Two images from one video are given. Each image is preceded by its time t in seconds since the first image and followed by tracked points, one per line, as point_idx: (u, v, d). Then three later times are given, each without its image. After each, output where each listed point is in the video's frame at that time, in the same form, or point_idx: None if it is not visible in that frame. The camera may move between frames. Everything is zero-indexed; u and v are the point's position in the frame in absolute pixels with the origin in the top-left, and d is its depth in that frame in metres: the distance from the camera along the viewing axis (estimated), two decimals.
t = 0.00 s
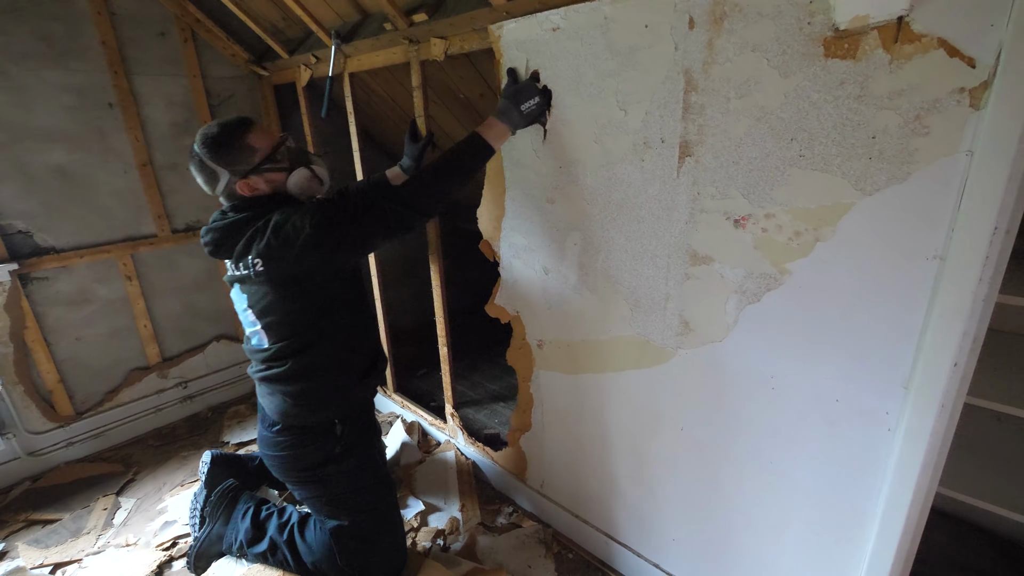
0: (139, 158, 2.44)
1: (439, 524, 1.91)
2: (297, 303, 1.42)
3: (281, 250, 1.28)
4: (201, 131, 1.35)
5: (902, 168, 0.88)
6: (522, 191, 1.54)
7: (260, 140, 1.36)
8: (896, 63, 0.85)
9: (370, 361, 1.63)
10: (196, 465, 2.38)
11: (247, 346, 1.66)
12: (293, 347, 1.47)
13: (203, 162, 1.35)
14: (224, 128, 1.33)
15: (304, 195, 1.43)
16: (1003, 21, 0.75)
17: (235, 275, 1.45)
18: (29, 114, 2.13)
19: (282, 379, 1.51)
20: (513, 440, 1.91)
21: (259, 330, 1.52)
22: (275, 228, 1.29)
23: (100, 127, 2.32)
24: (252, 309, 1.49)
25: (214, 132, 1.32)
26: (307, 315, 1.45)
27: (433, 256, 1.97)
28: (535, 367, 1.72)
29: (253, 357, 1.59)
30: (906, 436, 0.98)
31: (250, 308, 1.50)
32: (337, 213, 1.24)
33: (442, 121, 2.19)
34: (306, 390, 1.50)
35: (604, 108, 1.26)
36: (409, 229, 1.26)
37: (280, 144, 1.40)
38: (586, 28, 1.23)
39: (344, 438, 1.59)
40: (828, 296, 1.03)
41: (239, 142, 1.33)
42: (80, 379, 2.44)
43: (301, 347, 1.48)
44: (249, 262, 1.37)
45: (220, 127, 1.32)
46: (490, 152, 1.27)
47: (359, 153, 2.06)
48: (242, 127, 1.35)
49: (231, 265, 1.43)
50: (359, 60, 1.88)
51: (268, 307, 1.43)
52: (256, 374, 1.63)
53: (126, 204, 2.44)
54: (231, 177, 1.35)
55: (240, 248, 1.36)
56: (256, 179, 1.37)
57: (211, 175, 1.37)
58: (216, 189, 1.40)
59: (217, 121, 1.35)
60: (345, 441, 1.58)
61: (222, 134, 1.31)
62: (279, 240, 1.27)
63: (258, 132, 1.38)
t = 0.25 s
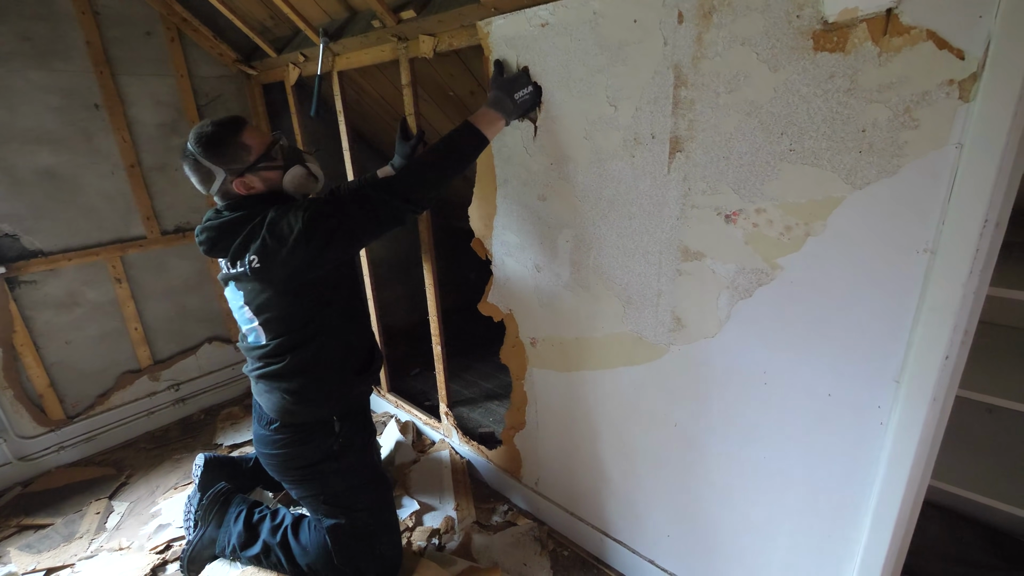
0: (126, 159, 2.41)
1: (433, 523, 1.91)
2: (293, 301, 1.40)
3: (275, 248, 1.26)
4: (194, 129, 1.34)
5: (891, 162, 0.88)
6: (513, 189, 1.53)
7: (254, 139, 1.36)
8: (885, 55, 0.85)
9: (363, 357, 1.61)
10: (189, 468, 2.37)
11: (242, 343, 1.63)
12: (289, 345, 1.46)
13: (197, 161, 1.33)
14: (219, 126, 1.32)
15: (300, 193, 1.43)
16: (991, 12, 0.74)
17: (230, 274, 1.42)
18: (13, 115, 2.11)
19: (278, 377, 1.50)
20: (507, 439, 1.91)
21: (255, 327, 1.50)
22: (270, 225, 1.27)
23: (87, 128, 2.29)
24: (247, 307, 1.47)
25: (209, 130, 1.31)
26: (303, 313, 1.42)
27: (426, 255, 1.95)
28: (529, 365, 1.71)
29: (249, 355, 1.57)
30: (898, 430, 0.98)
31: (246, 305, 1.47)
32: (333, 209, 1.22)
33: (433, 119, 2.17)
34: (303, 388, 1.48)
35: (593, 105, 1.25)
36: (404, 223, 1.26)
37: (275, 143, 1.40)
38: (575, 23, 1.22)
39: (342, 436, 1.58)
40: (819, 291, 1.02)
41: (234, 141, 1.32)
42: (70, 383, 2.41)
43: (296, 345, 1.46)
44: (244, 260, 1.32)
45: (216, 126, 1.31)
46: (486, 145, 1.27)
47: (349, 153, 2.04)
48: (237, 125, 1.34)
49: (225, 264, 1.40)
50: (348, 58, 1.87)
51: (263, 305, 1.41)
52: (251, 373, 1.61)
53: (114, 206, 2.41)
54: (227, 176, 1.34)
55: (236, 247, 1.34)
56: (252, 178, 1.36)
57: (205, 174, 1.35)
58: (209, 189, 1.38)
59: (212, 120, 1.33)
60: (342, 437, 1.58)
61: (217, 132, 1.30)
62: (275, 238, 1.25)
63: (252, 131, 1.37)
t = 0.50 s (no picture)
0: (121, 158, 2.40)
1: (430, 523, 1.90)
2: (299, 301, 1.39)
3: (286, 246, 1.27)
4: (196, 133, 1.32)
5: (888, 158, 0.87)
6: (509, 187, 1.52)
7: (257, 139, 1.35)
8: (881, 51, 0.84)
9: (362, 359, 1.62)
10: (186, 468, 2.36)
11: (242, 341, 1.63)
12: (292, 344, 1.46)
13: (202, 165, 1.33)
14: (221, 129, 1.31)
15: (308, 189, 1.43)
16: (987, 7, 0.74)
17: (236, 271, 1.42)
18: (7, 115, 2.09)
19: (279, 376, 1.49)
20: (505, 437, 1.90)
21: (258, 325, 1.49)
22: (282, 223, 1.28)
23: (81, 127, 2.28)
24: (250, 304, 1.47)
25: (212, 133, 1.30)
26: (308, 312, 1.42)
27: (423, 253, 1.95)
28: (526, 364, 1.71)
29: (249, 354, 1.56)
30: (896, 427, 0.98)
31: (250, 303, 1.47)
32: (345, 209, 1.23)
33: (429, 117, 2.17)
34: (304, 387, 1.48)
35: (589, 102, 1.25)
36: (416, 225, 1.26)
37: (277, 141, 1.39)
38: (570, 20, 1.21)
39: (338, 434, 1.59)
40: (816, 288, 1.02)
41: (238, 143, 1.31)
42: (66, 384, 2.40)
43: (299, 344, 1.46)
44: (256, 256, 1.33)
45: (217, 128, 1.30)
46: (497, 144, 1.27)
47: (345, 151, 2.04)
48: (239, 126, 1.33)
49: (233, 260, 1.41)
50: (343, 57, 1.86)
51: (267, 303, 1.40)
52: (250, 373, 1.60)
53: (109, 206, 2.40)
54: (234, 178, 1.34)
55: (247, 243, 1.35)
56: (259, 178, 1.36)
57: (212, 178, 1.34)
58: (216, 191, 1.38)
59: (214, 122, 1.32)
60: (340, 436, 1.59)
61: (221, 135, 1.29)
62: (286, 236, 1.26)
63: (254, 131, 1.36)
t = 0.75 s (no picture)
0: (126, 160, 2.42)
1: (432, 525, 1.90)
2: (267, 306, 1.38)
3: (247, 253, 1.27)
4: (139, 135, 1.29)
5: (893, 158, 0.86)
6: (511, 188, 1.52)
7: (205, 142, 1.31)
8: (885, 51, 0.83)
9: (348, 359, 1.59)
10: (189, 468, 2.37)
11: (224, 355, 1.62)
12: (267, 352, 1.44)
13: (145, 169, 1.29)
14: (165, 131, 1.27)
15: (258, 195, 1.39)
16: (993, 6, 0.72)
17: (200, 284, 1.40)
18: (14, 118, 2.11)
19: (259, 384, 1.48)
20: (506, 439, 1.90)
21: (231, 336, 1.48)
22: (236, 230, 1.27)
23: (87, 130, 2.29)
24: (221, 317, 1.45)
25: (154, 136, 1.26)
26: (277, 318, 1.41)
27: (424, 254, 1.94)
28: (528, 366, 1.70)
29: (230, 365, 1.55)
30: (904, 431, 0.96)
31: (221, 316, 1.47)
32: (304, 212, 1.21)
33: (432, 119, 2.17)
34: (286, 393, 1.47)
35: (590, 103, 1.24)
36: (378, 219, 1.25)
37: (226, 144, 1.35)
38: (571, 21, 1.21)
39: (331, 440, 1.57)
40: (822, 289, 1.00)
41: (182, 145, 1.27)
42: (71, 384, 2.42)
43: (275, 350, 1.44)
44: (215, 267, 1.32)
45: (160, 131, 1.26)
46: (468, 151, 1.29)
47: (347, 153, 2.04)
48: (184, 128, 1.29)
49: (195, 274, 1.38)
50: (345, 59, 1.86)
51: (237, 314, 1.39)
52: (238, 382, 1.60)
53: (115, 207, 2.42)
54: (177, 184, 1.30)
55: (202, 257, 1.33)
56: (205, 183, 1.32)
57: (155, 182, 1.31)
58: (160, 197, 1.34)
59: (158, 124, 1.28)
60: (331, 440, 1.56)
61: (163, 137, 1.25)
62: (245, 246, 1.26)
63: (202, 133, 1.32)
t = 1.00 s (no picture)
0: (147, 164, 2.47)
1: (441, 528, 1.90)
2: (293, 303, 1.40)
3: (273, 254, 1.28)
4: (181, 137, 1.34)
5: (914, 162, 0.85)
6: (523, 192, 1.52)
7: (241, 144, 1.35)
8: (905, 53, 0.82)
9: (373, 360, 1.60)
10: (204, 467, 2.40)
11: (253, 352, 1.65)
12: (293, 350, 1.46)
13: (186, 169, 1.34)
14: (204, 133, 1.31)
15: (291, 197, 1.43)
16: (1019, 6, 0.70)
17: (231, 282, 1.44)
18: (41, 124, 2.17)
19: (285, 381, 1.51)
20: (516, 443, 1.89)
21: (259, 332, 1.51)
22: (265, 231, 1.28)
23: (109, 134, 2.35)
24: (251, 314, 1.48)
25: (195, 138, 1.30)
26: (304, 316, 1.43)
27: (436, 257, 1.95)
28: (539, 370, 1.69)
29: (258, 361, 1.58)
30: (926, 441, 0.94)
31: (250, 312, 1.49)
32: (330, 219, 1.23)
33: (444, 124, 2.18)
34: (312, 390, 1.49)
35: (603, 107, 1.24)
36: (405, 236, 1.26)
37: (262, 146, 1.39)
38: (584, 26, 1.21)
39: (355, 438, 1.58)
40: (840, 295, 0.98)
41: (220, 147, 1.32)
42: (91, 383, 2.47)
43: (300, 348, 1.46)
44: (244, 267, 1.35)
45: (202, 133, 1.31)
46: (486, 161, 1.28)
47: (361, 158, 2.06)
48: (223, 131, 1.33)
49: (227, 273, 1.42)
50: (359, 65, 1.88)
51: (265, 312, 1.42)
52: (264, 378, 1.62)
53: (135, 210, 2.47)
54: (216, 183, 1.34)
55: (233, 255, 1.36)
56: (242, 184, 1.35)
57: (195, 182, 1.35)
58: (200, 197, 1.39)
59: (198, 127, 1.33)
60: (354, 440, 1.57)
61: (202, 139, 1.30)
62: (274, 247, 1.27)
63: (238, 135, 1.36)
